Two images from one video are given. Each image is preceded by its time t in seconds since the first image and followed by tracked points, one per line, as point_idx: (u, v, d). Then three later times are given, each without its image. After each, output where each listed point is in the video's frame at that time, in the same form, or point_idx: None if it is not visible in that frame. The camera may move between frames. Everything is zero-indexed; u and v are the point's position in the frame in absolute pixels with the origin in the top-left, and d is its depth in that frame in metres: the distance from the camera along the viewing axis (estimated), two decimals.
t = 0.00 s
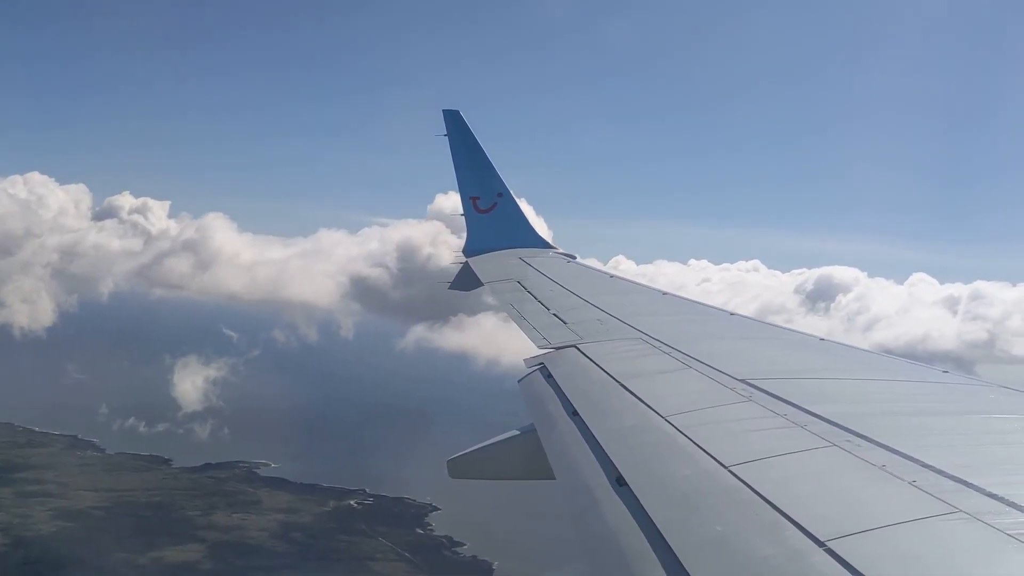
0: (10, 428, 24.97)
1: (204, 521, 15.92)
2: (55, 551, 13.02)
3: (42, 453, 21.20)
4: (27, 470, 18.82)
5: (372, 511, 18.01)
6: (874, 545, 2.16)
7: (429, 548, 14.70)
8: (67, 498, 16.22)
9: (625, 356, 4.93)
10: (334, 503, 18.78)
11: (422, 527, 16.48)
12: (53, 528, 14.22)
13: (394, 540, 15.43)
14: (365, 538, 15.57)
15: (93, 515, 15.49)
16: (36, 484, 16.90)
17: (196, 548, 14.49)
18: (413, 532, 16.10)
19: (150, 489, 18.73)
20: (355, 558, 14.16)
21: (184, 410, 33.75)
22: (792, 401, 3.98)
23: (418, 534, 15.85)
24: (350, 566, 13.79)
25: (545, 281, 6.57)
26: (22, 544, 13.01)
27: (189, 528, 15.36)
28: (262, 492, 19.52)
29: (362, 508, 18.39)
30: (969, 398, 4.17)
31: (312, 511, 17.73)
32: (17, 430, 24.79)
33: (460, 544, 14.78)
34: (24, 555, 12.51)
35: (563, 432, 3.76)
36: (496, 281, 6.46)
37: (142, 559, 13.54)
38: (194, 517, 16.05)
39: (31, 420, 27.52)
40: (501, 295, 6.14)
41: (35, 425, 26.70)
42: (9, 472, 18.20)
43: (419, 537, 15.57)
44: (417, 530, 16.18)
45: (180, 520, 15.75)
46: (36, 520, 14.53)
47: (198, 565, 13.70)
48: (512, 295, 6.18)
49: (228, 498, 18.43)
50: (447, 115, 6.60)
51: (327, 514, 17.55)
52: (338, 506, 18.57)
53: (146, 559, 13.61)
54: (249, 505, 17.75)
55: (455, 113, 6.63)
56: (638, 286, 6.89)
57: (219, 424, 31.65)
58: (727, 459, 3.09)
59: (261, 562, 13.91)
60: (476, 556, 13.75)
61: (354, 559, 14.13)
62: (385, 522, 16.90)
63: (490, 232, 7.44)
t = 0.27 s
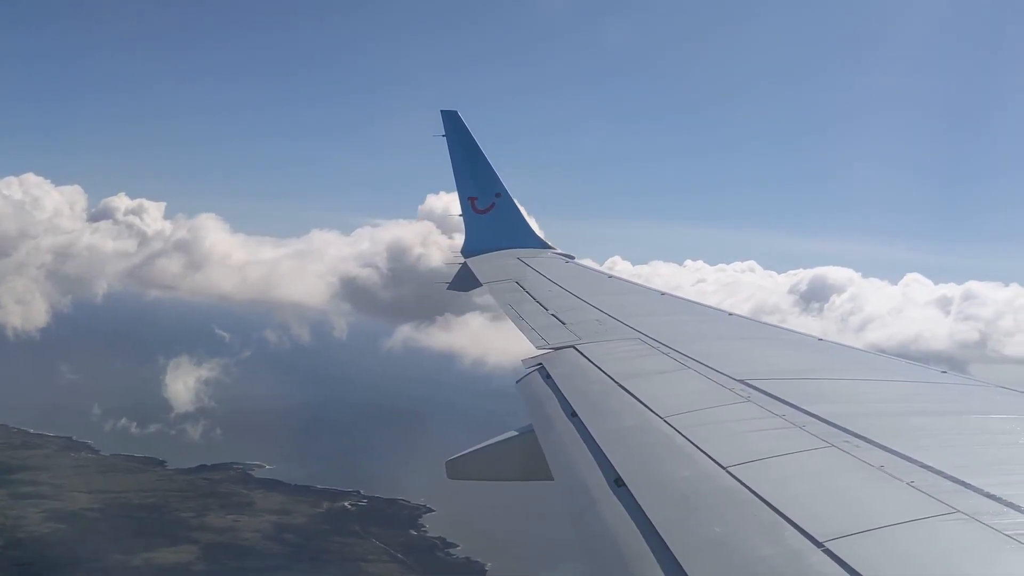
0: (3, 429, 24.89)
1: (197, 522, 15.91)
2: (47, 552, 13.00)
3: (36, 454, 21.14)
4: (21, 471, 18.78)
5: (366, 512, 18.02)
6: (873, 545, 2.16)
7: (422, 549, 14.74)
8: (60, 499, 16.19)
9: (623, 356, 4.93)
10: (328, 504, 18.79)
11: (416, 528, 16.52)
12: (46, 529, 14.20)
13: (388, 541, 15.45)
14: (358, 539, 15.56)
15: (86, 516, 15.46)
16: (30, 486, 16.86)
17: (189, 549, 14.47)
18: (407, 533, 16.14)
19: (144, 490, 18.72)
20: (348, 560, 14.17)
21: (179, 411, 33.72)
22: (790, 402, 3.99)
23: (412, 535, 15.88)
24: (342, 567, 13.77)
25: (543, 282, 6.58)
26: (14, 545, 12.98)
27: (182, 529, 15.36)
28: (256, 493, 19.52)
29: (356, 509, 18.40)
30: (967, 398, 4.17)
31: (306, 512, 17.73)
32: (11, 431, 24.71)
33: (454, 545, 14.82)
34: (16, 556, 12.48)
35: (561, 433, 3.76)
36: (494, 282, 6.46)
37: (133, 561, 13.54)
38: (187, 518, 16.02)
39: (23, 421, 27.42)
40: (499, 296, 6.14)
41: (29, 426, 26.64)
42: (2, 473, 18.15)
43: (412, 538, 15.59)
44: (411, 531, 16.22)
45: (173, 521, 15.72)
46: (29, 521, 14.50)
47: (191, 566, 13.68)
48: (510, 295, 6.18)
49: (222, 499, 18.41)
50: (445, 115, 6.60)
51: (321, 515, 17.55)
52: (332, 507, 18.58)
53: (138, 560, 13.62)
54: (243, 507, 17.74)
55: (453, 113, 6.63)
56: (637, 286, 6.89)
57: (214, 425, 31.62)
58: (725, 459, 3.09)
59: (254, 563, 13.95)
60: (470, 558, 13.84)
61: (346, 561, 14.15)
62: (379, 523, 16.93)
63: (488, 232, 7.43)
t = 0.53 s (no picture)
0: None
1: (192, 522, 15.89)
2: (42, 552, 12.98)
3: (31, 455, 21.10)
4: (16, 472, 18.74)
5: (360, 512, 18.04)
6: (872, 545, 2.16)
7: (416, 549, 14.74)
8: (54, 500, 16.16)
9: (622, 356, 4.93)
10: (323, 505, 18.79)
11: (411, 528, 16.53)
12: (40, 530, 14.17)
13: (383, 541, 15.45)
14: (352, 540, 15.57)
15: (80, 516, 15.44)
16: (24, 487, 16.84)
17: (183, 550, 14.46)
18: (402, 533, 16.15)
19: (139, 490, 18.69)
20: (342, 560, 14.17)
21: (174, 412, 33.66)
22: (789, 402, 3.99)
23: (407, 535, 15.89)
24: (336, 567, 13.77)
25: (542, 282, 6.58)
26: (9, 546, 12.97)
27: (177, 529, 15.35)
28: (251, 494, 19.51)
29: (351, 509, 18.41)
30: (966, 398, 4.17)
31: (301, 513, 17.71)
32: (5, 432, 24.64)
33: (448, 546, 14.82)
34: (10, 556, 12.46)
35: (560, 433, 3.77)
36: (494, 282, 6.47)
37: (127, 561, 13.52)
38: (181, 519, 16.01)
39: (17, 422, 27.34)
40: (498, 296, 6.15)
41: (22, 426, 26.55)
42: None
43: (407, 539, 15.60)
44: (405, 532, 16.23)
45: (167, 522, 15.71)
46: (23, 522, 14.48)
47: (185, 566, 13.65)
48: (509, 296, 6.18)
49: (217, 500, 18.40)
50: (444, 116, 6.61)
51: (316, 516, 17.54)
52: (327, 507, 18.57)
53: (132, 560, 13.60)
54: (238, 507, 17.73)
55: (452, 114, 6.64)
56: (636, 286, 6.89)
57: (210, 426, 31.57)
58: (724, 459, 3.10)
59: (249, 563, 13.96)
60: (464, 557, 13.86)
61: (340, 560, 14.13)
62: (374, 524, 16.94)
63: (487, 233, 7.44)
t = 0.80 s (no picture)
0: None
1: (180, 526, 15.76)
2: (27, 558, 12.84)
3: (17, 461, 20.87)
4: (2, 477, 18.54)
5: (350, 516, 17.98)
6: (865, 546, 2.17)
7: (405, 553, 14.70)
8: (41, 505, 16.00)
9: (616, 359, 4.94)
10: (312, 509, 18.70)
11: (401, 532, 16.50)
12: (26, 536, 14.02)
13: (372, 545, 15.38)
14: (341, 543, 15.50)
15: (67, 521, 15.29)
16: (11, 492, 16.65)
17: (171, 554, 14.33)
18: (391, 537, 16.11)
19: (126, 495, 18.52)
20: (331, 564, 14.11)
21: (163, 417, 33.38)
22: (781, 403, 4.01)
23: (396, 539, 15.86)
24: (324, 571, 13.72)
25: (535, 285, 6.58)
26: None
27: (164, 534, 15.22)
28: (240, 498, 19.39)
29: (340, 513, 18.34)
30: (956, 399, 4.21)
31: (290, 517, 17.60)
32: None
33: (438, 549, 14.78)
34: None
35: (553, 435, 3.76)
36: (487, 285, 6.47)
37: (113, 567, 13.39)
38: (170, 524, 15.88)
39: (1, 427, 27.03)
40: (491, 299, 6.15)
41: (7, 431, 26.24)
42: None
43: (396, 543, 15.57)
44: (395, 536, 16.20)
45: (155, 526, 15.58)
46: (10, 527, 14.32)
47: (172, 571, 13.52)
48: (502, 298, 6.18)
49: (205, 504, 18.27)
50: (437, 118, 6.61)
51: (305, 520, 17.44)
52: (316, 511, 18.47)
53: (120, 565, 13.48)
54: (227, 512, 17.62)
55: (445, 116, 6.64)
56: (629, 288, 6.91)
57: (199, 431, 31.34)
58: (718, 461, 3.11)
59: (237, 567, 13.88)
60: (453, 561, 13.84)
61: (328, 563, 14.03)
62: (363, 527, 16.88)
63: (480, 235, 7.44)
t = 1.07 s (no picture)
0: None
1: (173, 530, 15.70)
2: (19, 561, 12.78)
3: (10, 465, 20.77)
4: None
5: (343, 518, 17.96)
6: (862, 546, 2.18)
7: (398, 556, 14.67)
8: (34, 509, 15.92)
9: (613, 361, 4.95)
10: (306, 511, 18.65)
11: (394, 535, 16.47)
12: (19, 539, 13.95)
13: (365, 548, 15.37)
14: (335, 546, 15.46)
15: (59, 524, 15.22)
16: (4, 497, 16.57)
17: (164, 558, 14.27)
18: (385, 540, 16.09)
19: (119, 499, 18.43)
20: (323, 567, 14.07)
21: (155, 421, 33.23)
22: (779, 404, 4.02)
23: (389, 542, 15.84)
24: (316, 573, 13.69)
25: (533, 287, 6.59)
26: None
27: (157, 537, 15.14)
28: (234, 501, 19.33)
29: (334, 515, 18.31)
30: (953, 399, 4.22)
31: (284, 520, 17.57)
32: None
33: (431, 552, 14.79)
34: None
35: (551, 437, 3.77)
36: (484, 288, 6.47)
37: (105, 570, 13.31)
38: (162, 527, 15.82)
39: None
40: (488, 302, 6.15)
41: None
42: None
43: (389, 545, 15.55)
44: (388, 538, 16.17)
45: (148, 530, 15.51)
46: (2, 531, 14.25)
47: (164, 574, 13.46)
48: (499, 301, 6.19)
49: (199, 507, 18.21)
50: (433, 121, 6.62)
51: (298, 523, 17.40)
52: (310, 514, 18.43)
53: (112, 569, 13.41)
54: (220, 515, 17.57)
55: (441, 120, 6.65)
56: (625, 291, 6.92)
57: (193, 435, 31.25)
58: (715, 462, 3.11)
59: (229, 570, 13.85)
60: (446, 563, 13.85)
61: (320, 567, 14.00)
62: (356, 530, 16.85)
63: (476, 238, 7.45)
